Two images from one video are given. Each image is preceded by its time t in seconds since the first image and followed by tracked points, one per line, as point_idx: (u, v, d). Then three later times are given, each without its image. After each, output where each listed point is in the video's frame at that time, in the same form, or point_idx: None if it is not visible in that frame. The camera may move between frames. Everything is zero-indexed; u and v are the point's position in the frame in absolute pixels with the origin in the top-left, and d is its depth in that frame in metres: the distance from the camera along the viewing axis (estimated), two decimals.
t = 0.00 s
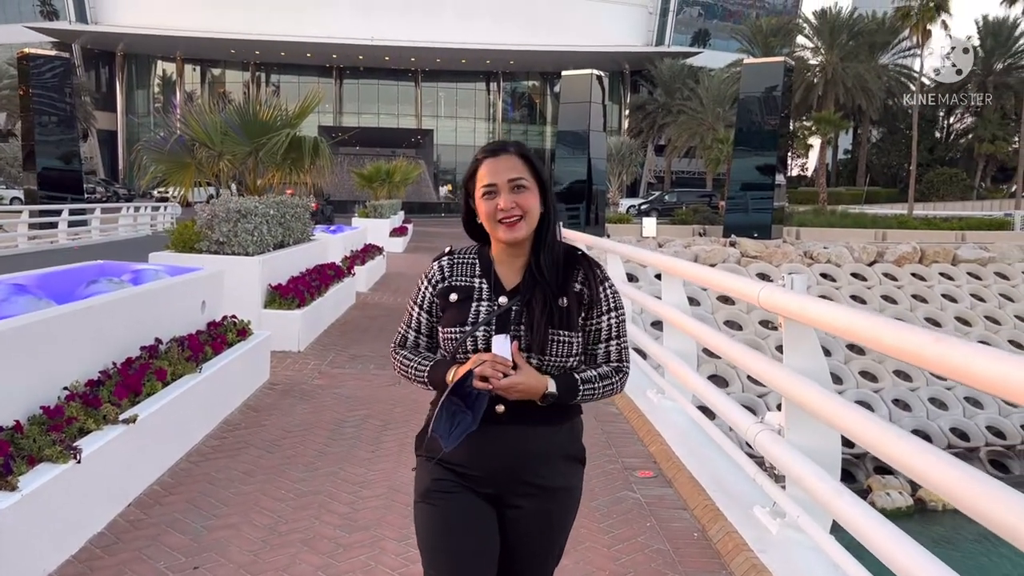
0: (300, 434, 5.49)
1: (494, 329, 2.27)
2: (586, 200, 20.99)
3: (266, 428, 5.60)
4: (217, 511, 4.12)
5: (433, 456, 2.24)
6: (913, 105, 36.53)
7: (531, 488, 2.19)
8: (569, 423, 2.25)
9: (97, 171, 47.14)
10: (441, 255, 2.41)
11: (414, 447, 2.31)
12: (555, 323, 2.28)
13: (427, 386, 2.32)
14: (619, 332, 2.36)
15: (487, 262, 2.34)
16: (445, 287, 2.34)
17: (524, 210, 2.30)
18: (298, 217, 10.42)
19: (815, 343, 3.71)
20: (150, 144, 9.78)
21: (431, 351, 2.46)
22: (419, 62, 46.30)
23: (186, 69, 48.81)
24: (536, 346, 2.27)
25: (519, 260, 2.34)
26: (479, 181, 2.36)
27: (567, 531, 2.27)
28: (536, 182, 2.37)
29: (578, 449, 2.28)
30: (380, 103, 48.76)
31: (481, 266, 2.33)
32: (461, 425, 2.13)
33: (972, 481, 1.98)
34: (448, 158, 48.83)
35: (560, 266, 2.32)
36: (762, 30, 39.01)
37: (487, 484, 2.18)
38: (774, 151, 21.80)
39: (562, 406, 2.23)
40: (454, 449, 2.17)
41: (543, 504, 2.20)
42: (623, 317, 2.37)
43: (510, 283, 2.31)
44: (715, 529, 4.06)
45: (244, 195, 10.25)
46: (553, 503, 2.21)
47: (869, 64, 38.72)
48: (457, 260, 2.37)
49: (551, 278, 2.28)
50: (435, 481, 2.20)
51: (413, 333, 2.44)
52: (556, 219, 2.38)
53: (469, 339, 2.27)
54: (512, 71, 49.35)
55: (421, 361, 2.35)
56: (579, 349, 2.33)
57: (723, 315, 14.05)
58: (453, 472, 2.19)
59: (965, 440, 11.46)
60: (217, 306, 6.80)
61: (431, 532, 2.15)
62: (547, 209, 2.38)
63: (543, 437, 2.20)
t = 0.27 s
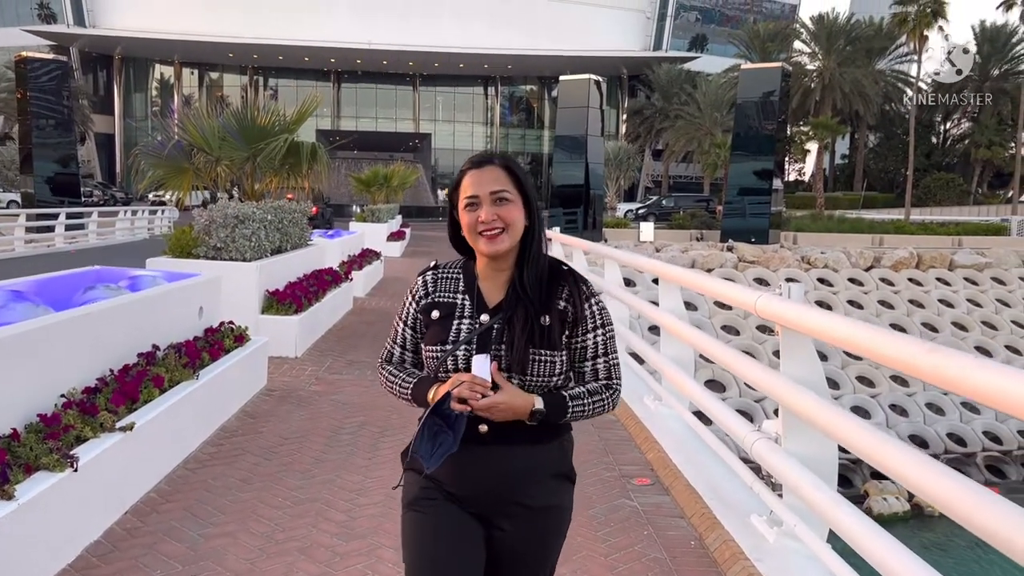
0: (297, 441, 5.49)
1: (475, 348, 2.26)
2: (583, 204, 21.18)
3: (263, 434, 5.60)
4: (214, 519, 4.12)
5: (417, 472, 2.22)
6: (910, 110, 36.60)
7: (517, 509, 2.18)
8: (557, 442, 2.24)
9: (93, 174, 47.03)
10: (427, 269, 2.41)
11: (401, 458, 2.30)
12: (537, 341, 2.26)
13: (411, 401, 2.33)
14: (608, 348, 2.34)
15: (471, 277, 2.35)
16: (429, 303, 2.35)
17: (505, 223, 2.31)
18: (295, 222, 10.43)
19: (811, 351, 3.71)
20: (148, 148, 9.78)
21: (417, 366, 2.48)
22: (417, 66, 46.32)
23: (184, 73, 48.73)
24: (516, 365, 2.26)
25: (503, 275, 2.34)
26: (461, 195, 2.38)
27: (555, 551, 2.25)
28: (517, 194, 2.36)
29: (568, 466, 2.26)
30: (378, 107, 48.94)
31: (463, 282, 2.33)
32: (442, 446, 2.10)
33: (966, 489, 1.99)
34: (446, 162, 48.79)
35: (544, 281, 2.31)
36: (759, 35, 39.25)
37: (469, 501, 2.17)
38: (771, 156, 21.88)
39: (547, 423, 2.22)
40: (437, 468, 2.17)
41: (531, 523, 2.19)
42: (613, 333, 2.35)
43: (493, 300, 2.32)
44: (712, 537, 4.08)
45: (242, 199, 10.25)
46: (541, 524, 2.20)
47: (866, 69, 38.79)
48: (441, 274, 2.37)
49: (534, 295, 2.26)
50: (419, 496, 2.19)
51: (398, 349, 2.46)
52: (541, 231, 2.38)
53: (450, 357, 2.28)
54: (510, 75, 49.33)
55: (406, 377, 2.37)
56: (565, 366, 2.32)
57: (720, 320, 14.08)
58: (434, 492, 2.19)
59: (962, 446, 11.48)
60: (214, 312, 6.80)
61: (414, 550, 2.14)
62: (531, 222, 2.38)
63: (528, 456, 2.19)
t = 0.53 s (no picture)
0: (297, 448, 5.49)
1: (437, 383, 2.12)
2: (583, 208, 21.37)
3: (263, 441, 5.60)
4: (213, 527, 4.12)
5: (381, 519, 2.15)
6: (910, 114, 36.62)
7: (487, 555, 2.10)
8: (527, 484, 2.14)
9: (93, 177, 47.12)
10: (381, 299, 2.28)
11: (364, 499, 2.23)
12: (503, 372, 2.12)
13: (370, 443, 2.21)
14: (582, 372, 2.24)
15: (430, 305, 2.21)
16: (386, 337, 2.21)
17: (467, 240, 2.21)
18: (294, 227, 10.44)
19: (810, 359, 3.70)
20: (147, 154, 9.76)
21: (375, 405, 2.36)
22: (416, 69, 46.38)
23: (184, 76, 48.75)
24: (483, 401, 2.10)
25: (466, 300, 2.22)
26: (423, 211, 2.28)
27: None
28: (480, 211, 2.27)
29: (542, 508, 2.17)
30: (378, 111, 48.71)
31: (423, 310, 2.20)
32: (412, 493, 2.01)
33: (967, 505, 1.97)
34: (446, 165, 48.80)
35: (511, 305, 2.19)
36: (759, 39, 39.34)
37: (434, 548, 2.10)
38: (770, 159, 21.89)
39: (522, 455, 2.13)
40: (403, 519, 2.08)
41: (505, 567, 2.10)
42: (584, 356, 2.24)
43: (455, 328, 2.18)
44: (712, 545, 4.09)
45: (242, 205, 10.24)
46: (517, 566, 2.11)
47: (866, 73, 38.83)
48: (398, 304, 2.24)
49: (500, 323, 2.13)
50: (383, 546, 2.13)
51: (354, 387, 2.33)
52: (505, 252, 2.27)
53: (411, 397, 2.13)
54: (510, 78, 49.38)
55: (363, 417, 2.25)
56: (536, 396, 2.20)
57: (719, 324, 14.07)
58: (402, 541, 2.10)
59: (962, 450, 11.49)
60: (213, 319, 6.79)
61: None
62: (496, 239, 2.28)
63: (498, 502, 2.09)
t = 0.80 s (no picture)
0: (299, 452, 5.50)
1: (399, 383, 2.02)
2: (585, 210, 21.40)
3: (266, 446, 5.62)
4: (217, 534, 4.14)
5: (327, 531, 2.09)
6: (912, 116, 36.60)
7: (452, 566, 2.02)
8: (489, 492, 2.07)
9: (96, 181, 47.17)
10: (339, 290, 2.20)
11: (314, 516, 2.15)
12: (469, 374, 2.03)
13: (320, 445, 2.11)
14: (544, 379, 2.18)
15: (392, 300, 2.13)
16: (342, 331, 2.12)
17: (435, 235, 2.12)
18: (297, 231, 10.46)
19: (811, 364, 3.73)
20: (150, 159, 9.76)
21: (323, 405, 2.28)
22: (418, 72, 46.45)
23: (186, 79, 48.83)
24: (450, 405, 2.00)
25: (430, 297, 2.14)
26: (389, 201, 2.19)
27: None
28: (450, 204, 2.19)
29: (502, 517, 2.09)
30: (379, 113, 48.72)
31: (384, 305, 2.12)
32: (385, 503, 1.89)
33: (964, 511, 2.00)
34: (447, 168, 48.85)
35: (478, 304, 2.11)
36: (760, 41, 39.45)
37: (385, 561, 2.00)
38: (772, 161, 21.87)
39: (484, 461, 2.06)
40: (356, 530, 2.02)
41: None
42: (547, 361, 2.17)
43: (419, 325, 2.10)
44: (714, 552, 4.09)
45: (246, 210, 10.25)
46: None
47: (867, 75, 38.85)
48: (356, 297, 2.16)
49: (467, 322, 2.05)
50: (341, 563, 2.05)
51: (304, 385, 2.24)
52: (471, 250, 2.20)
53: (370, 397, 2.03)
54: (511, 81, 49.46)
55: (312, 416, 2.15)
56: (498, 399, 2.12)
57: (722, 326, 14.09)
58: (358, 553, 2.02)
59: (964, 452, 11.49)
60: (216, 325, 6.80)
61: None
62: (465, 236, 2.20)
63: (457, 511, 2.02)
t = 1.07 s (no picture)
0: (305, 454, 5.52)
1: (391, 400, 1.94)
2: (588, 211, 21.41)
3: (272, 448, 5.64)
4: (224, 537, 4.15)
5: (316, 551, 2.02)
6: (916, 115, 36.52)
7: None
8: (478, 502, 2.04)
9: (101, 182, 47.30)
10: (314, 302, 2.07)
11: (296, 535, 2.08)
12: (463, 387, 1.99)
13: (306, 469, 2.00)
14: (530, 388, 2.15)
15: (375, 312, 2.03)
16: (325, 347, 2.00)
17: (422, 246, 2.04)
18: (301, 233, 10.50)
19: (816, 367, 3.73)
20: (155, 161, 9.80)
21: (302, 422, 2.16)
22: (421, 72, 46.50)
23: (190, 80, 48.94)
24: (445, 418, 1.94)
25: (414, 309, 2.06)
26: (371, 209, 2.09)
27: None
28: (434, 212, 2.11)
29: (493, 529, 2.06)
30: (383, 114, 48.85)
31: (368, 317, 2.01)
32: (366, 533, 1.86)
33: (958, 509, 2.05)
34: (451, 168, 48.88)
35: (466, 314, 2.07)
36: (764, 41, 39.08)
37: None
38: (776, 161, 21.89)
39: (476, 473, 2.01)
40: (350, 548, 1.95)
41: None
42: (535, 369, 2.14)
43: (406, 339, 2.01)
44: (719, 555, 4.09)
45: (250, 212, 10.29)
46: None
47: (871, 74, 38.80)
48: (337, 308, 2.04)
49: (457, 335, 2.00)
50: None
51: (283, 404, 2.12)
52: (457, 257, 2.14)
53: (360, 415, 1.94)
54: (515, 81, 49.50)
55: (295, 438, 2.04)
56: (488, 410, 2.07)
57: (726, 326, 14.09)
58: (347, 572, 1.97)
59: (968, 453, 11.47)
60: (222, 327, 6.84)
61: None
62: (450, 243, 2.14)
63: (450, 527, 1.97)
